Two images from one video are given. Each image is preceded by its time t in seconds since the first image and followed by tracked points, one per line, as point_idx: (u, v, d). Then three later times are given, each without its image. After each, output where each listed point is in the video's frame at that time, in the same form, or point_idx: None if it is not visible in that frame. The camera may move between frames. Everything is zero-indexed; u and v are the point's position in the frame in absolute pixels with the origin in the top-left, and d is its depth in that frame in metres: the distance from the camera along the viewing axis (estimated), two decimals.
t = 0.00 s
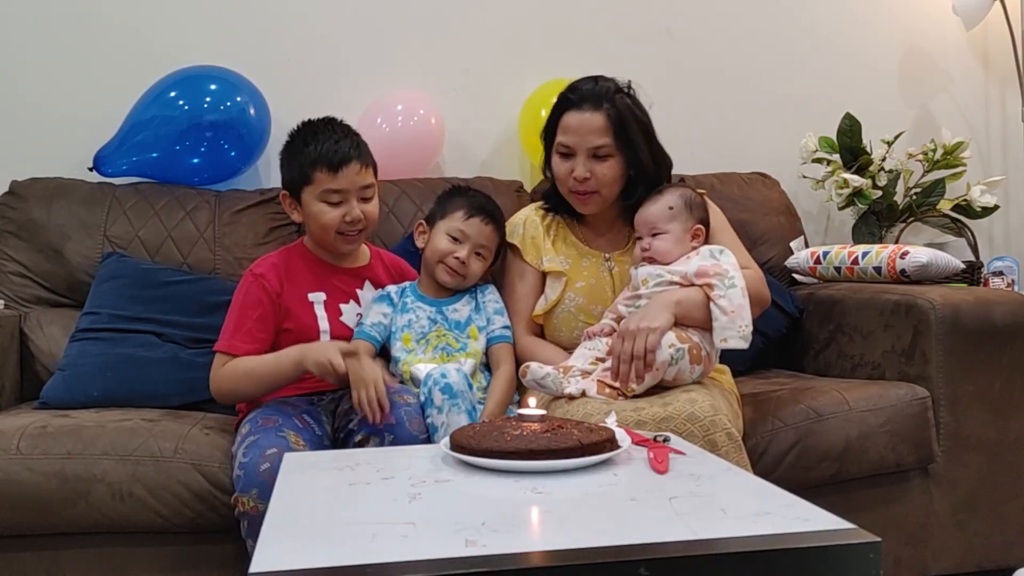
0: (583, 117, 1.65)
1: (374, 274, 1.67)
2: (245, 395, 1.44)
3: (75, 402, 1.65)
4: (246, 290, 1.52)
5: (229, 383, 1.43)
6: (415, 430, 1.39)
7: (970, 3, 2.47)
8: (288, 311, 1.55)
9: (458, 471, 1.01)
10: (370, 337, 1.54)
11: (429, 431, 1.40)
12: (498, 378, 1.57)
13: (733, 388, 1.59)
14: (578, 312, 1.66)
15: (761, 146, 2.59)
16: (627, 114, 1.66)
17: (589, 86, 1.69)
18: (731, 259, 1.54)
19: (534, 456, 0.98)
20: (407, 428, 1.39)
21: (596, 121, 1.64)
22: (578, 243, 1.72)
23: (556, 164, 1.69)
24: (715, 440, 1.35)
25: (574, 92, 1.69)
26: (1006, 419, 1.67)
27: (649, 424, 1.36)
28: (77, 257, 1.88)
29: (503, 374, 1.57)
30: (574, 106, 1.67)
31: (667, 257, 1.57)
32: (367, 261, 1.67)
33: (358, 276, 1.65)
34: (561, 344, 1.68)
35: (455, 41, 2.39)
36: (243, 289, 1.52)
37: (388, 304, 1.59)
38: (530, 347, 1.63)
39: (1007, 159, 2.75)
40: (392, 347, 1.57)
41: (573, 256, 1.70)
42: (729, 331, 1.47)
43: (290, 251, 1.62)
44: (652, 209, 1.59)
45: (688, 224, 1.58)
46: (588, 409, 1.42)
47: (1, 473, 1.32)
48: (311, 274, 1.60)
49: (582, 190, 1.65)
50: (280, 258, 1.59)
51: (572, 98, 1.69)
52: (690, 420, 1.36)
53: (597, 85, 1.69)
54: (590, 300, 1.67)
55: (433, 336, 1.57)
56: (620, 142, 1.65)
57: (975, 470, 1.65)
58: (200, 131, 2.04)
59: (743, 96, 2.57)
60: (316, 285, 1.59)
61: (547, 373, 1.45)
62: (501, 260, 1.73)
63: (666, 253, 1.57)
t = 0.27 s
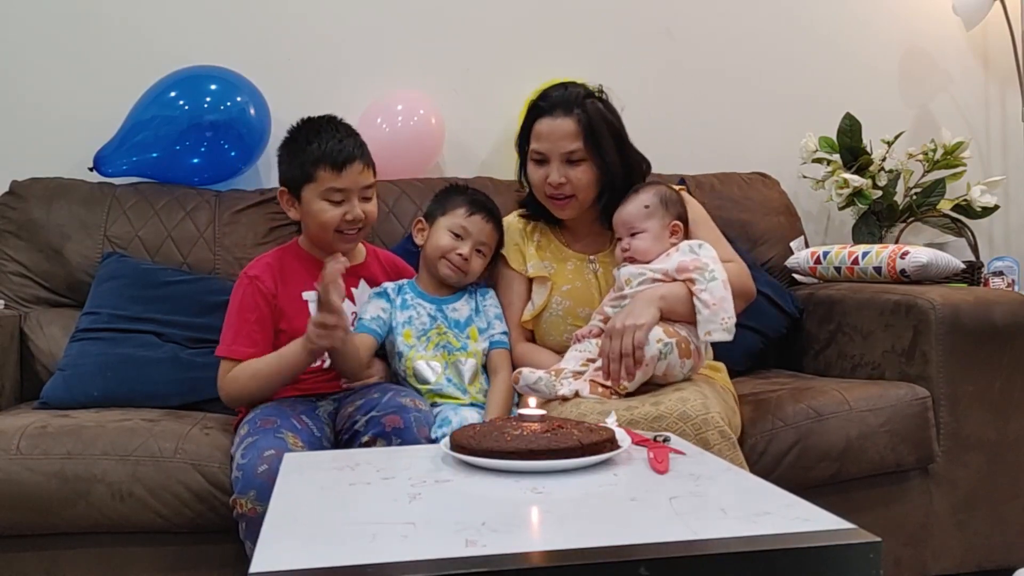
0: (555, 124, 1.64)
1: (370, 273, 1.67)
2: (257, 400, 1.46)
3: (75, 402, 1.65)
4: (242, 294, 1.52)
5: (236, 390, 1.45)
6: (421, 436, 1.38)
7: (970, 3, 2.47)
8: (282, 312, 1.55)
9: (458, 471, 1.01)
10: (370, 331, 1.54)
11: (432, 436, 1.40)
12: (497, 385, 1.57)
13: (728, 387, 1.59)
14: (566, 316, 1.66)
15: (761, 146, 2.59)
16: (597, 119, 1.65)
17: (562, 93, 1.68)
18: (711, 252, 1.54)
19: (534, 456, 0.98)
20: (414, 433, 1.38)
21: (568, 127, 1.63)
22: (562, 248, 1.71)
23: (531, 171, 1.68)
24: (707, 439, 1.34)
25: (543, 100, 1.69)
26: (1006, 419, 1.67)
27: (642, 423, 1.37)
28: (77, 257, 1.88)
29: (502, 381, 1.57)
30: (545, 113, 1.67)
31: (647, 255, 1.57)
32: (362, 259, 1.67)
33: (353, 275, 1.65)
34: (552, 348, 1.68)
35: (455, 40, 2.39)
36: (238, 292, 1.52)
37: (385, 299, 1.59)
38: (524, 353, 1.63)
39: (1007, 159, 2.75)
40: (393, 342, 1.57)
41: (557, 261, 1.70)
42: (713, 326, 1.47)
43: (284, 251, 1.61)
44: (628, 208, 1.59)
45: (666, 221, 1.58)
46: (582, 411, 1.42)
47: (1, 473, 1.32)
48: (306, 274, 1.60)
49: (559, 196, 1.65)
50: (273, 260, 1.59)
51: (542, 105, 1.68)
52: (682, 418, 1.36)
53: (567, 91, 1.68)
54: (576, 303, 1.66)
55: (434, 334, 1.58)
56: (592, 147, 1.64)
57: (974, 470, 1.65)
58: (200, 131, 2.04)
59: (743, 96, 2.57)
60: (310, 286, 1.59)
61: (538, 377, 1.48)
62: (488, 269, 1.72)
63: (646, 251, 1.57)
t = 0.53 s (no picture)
0: (549, 128, 1.64)
1: (367, 276, 1.67)
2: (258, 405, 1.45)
3: (75, 402, 1.65)
4: (239, 299, 1.52)
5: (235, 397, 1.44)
6: (413, 436, 1.38)
7: (970, 3, 2.47)
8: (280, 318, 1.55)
9: (458, 471, 1.01)
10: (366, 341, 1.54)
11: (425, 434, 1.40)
12: (493, 387, 1.57)
13: (725, 385, 1.59)
14: (559, 319, 1.66)
15: (761, 146, 2.59)
16: (592, 123, 1.65)
17: (554, 97, 1.68)
18: (705, 255, 1.55)
19: (534, 456, 0.98)
20: (405, 431, 1.38)
21: (562, 131, 1.63)
22: (555, 250, 1.71)
23: (525, 175, 1.68)
24: (704, 439, 1.35)
25: (537, 104, 1.69)
26: (1006, 419, 1.67)
27: (638, 425, 1.37)
28: (77, 257, 1.88)
29: (499, 383, 1.57)
30: (538, 117, 1.67)
31: (640, 257, 1.57)
32: (359, 263, 1.67)
33: (351, 279, 1.65)
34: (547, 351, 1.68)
35: (455, 40, 2.39)
36: (235, 298, 1.52)
37: (381, 305, 1.59)
38: (519, 356, 1.63)
39: (1007, 159, 2.75)
40: (389, 349, 1.57)
41: (551, 263, 1.70)
42: (708, 329, 1.48)
43: (279, 258, 1.61)
44: (620, 209, 1.59)
45: (658, 222, 1.58)
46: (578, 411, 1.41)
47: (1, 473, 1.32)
48: (302, 280, 1.60)
49: (553, 200, 1.65)
50: (269, 266, 1.58)
51: (535, 109, 1.68)
52: (677, 420, 1.36)
53: (560, 95, 1.68)
54: (569, 305, 1.66)
55: (429, 339, 1.58)
56: (586, 151, 1.64)
57: (975, 470, 1.65)
58: (200, 131, 2.04)
59: (743, 96, 2.57)
60: (308, 291, 1.59)
61: (534, 381, 1.45)
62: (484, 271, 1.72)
63: (639, 253, 1.57)
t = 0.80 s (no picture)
0: (568, 112, 1.65)
1: (366, 275, 1.66)
2: (258, 406, 1.46)
3: (75, 402, 1.65)
4: (236, 299, 1.52)
5: (237, 397, 1.45)
6: (416, 438, 1.38)
7: (970, 4, 2.47)
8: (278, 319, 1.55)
9: (458, 471, 1.01)
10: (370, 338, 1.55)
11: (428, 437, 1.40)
12: (498, 390, 1.57)
13: (727, 386, 1.59)
14: (564, 316, 1.66)
15: (761, 146, 2.59)
16: (609, 109, 1.66)
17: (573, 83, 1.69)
18: (711, 251, 1.54)
19: (535, 456, 0.98)
20: (409, 434, 1.38)
21: (580, 115, 1.64)
22: (563, 246, 1.71)
23: (540, 160, 1.69)
24: (705, 442, 1.34)
25: (556, 89, 1.69)
26: (1006, 419, 1.67)
27: (639, 424, 1.37)
28: (77, 257, 1.88)
29: (503, 387, 1.58)
30: (556, 102, 1.68)
31: (646, 255, 1.56)
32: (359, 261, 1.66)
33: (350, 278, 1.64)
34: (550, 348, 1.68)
35: (455, 41, 2.39)
36: (232, 298, 1.52)
37: (387, 302, 1.59)
38: (525, 352, 1.64)
39: (1007, 159, 2.75)
40: (396, 346, 1.57)
41: (559, 258, 1.69)
42: (716, 322, 1.46)
43: (279, 257, 1.60)
44: (627, 209, 1.59)
45: (664, 221, 1.58)
46: (578, 410, 1.42)
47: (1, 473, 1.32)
48: (301, 279, 1.59)
49: (567, 184, 1.65)
50: (267, 265, 1.58)
51: (554, 95, 1.69)
52: (679, 421, 1.35)
53: (579, 81, 1.69)
54: (574, 303, 1.66)
55: (437, 338, 1.58)
56: (603, 137, 1.65)
57: (975, 470, 1.65)
58: (200, 131, 2.04)
59: (743, 96, 2.57)
60: (306, 290, 1.58)
61: (536, 377, 1.48)
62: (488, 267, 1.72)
63: (646, 251, 1.56)
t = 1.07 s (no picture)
0: (584, 112, 1.65)
1: (371, 276, 1.67)
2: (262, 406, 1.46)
3: (76, 402, 1.65)
4: (245, 296, 1.51)
5: (240, 396, 1.45)
6: (419, 438, 1.38)
7: (970, 4, 2.47)
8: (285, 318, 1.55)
9: (458, 471, 1.01)
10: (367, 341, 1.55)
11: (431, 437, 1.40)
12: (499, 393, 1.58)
13: (732, 390, 1.59)
14: (578, 313, 1.67)
15: (761, 146, 2.59)
16: (627, 111, 1.64)
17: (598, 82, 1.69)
18: (733, 266, 1.54)
19: (535, 456, 0.98)
20: (412, 434, 1.38)
21: (594, 116, 1.64)
22: (583, 243, 1.71)
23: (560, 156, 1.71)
24: (713, 446, 1.35)
25: (579, 88, 1.69)
26: (1006, 420, 1.67)
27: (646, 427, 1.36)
28: (77, 257, 1.88)
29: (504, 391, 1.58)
30: (577, 101, 1.68)
31: (667, 261, 1.57)
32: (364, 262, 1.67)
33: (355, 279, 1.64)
34: (559, 343, 1.70)
35: (455, 40, 2.39)
36: (241, 295, 1.51)
37: (385, 305, 1.60)
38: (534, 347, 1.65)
39: (1007, 159, 2.75)
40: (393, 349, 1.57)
41: (577, 255, 1.70)
42: (732, 335, 1.47)
43: (285, 256, 1.60)
44: (654, 212, 1.58)
45: (690, 228, 1.58)
46: (586, 411, 1.42)
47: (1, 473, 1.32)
48: (306, 279, 1.59)
49: (579, 183, 1.67)
50: (274, 264, 1.58)
51: (576, 93, 1.69)
52: (687, 425, 1.36)
53: (602, 80, 1.68)
54: (590, 301, 1.67)
55: (435, 339, 1.57)
56: (617, 138, 1.63)
57: (976, 470, 1.65)
58: (200, 131, 2.04)
59: (743, 95, 2.57)
60: (312, 291, 1.59)
61: (543, 375, 1.47)
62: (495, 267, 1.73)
63: (667, 256, 1.57)
